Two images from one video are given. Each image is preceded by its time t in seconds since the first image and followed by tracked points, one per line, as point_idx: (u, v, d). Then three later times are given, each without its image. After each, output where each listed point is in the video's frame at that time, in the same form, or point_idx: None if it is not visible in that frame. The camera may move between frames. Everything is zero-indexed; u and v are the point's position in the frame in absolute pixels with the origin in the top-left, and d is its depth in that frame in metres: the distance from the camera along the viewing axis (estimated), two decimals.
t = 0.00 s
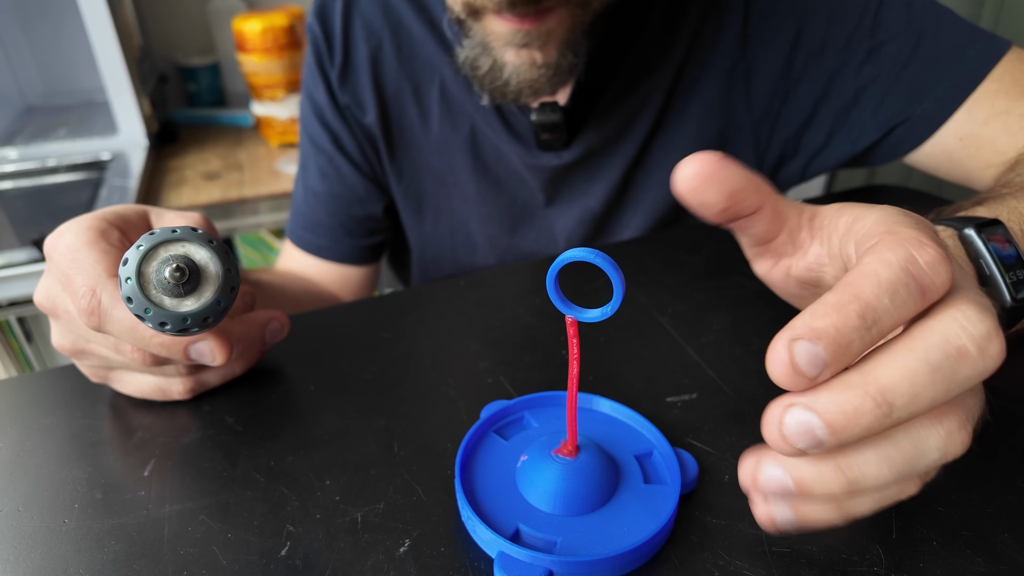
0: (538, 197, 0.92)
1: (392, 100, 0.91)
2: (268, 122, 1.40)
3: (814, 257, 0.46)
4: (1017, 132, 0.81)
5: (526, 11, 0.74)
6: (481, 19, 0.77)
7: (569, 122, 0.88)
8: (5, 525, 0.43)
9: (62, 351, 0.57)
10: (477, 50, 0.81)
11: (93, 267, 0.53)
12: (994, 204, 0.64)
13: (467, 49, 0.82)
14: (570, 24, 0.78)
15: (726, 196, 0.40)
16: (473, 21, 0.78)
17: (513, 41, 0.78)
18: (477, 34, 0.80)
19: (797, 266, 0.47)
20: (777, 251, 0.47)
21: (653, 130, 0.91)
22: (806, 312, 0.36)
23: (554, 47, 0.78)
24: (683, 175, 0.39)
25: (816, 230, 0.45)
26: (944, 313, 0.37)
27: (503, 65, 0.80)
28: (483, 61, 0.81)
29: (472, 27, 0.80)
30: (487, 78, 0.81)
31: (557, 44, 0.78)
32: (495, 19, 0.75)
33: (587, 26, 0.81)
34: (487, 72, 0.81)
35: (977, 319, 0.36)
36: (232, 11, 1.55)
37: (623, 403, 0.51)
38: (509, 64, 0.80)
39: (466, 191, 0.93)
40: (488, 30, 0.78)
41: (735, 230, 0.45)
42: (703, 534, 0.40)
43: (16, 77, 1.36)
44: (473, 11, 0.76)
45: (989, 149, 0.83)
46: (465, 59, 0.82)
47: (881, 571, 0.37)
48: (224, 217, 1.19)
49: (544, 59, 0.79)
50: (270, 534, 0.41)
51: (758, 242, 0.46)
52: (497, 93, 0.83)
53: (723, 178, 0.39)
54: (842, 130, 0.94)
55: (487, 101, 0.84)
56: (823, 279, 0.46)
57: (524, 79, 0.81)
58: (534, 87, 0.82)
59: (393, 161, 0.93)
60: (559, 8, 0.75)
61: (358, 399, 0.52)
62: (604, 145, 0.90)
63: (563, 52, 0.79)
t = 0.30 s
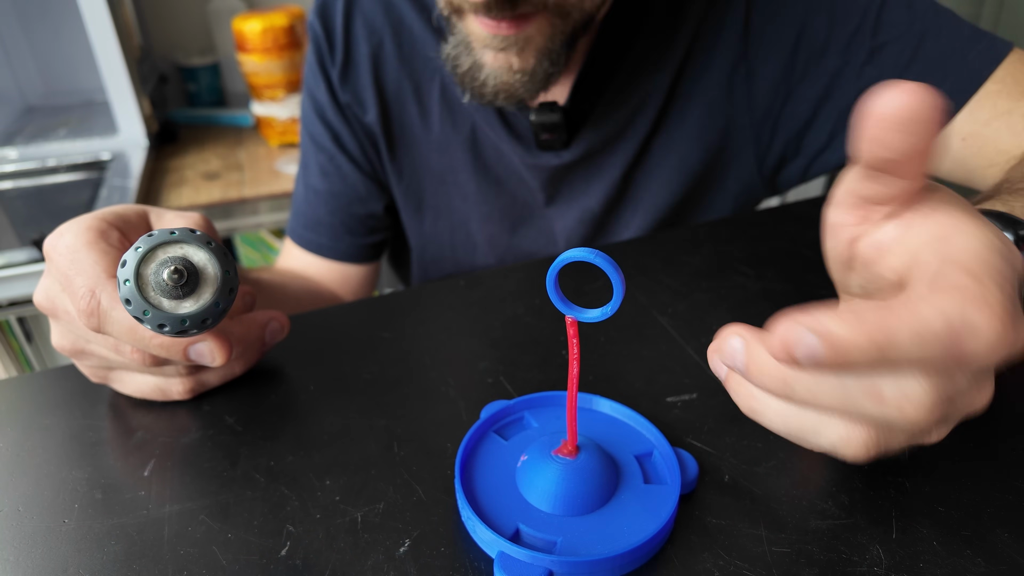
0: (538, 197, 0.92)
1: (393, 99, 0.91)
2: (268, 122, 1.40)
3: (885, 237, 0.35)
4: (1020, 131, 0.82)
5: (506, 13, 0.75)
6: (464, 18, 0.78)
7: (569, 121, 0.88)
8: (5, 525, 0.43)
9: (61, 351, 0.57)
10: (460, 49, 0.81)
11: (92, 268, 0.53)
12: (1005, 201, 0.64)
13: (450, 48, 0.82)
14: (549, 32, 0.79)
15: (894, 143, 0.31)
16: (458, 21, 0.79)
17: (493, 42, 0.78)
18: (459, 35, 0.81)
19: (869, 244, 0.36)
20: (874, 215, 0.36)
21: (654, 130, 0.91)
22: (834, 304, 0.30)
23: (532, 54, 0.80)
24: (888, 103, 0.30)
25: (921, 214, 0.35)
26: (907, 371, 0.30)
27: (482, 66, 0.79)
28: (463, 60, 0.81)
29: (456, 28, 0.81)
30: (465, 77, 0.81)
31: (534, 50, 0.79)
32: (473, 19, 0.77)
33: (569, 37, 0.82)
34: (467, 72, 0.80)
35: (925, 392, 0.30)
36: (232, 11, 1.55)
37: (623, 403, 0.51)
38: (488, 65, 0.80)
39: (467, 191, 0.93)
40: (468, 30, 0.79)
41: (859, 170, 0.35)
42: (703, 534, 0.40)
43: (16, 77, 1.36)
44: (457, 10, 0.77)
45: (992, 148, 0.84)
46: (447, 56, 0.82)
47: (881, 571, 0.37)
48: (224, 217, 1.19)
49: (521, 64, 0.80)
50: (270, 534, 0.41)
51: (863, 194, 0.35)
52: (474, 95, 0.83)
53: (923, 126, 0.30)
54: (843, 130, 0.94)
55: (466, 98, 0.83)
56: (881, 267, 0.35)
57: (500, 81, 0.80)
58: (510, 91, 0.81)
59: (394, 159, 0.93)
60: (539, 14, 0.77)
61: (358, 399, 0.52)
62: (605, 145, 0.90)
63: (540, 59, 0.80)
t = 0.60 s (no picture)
0: (538, 198, 0.92)
1: (393, 100, 0.91)
2: (268, 122, 1.40)
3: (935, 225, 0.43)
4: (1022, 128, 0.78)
5: (533, 12, 0.75)
6: (487, 24, 0.78)
7: (569, 121, 0.88)
8: (6, 525, 0.43)
9: (62, 351, 0.57)
10: (485, 55, 0.81)
11: (92, 267, 0.53)
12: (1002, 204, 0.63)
13: (474, 54, 0.82)
14: (576, 30, 0.78)
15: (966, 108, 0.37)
16: (480, 28, 0.79)
17: (520, 42, 0.78)
18: (483, 41, 0.80)
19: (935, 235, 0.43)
20: (938, 183, 0.43)
21: (655, 130, 0.91)
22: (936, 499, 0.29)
23: (560, 50, 0.78)
24: (992, 48, 0.35)
25: (988, 210, 0.40)
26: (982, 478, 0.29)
27: (511, 68, 0.80)
28: (490, 65, 0.81)
29: (478, 35, 0.81)
30: (496, 84, 0.81)
31: (563, 47, 0.78)
32: (501, 21, 0.76)
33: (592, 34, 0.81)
34: (495, 77, 0.81)
35: None
36: (232, 11, 1.55)
37: (623, 403, 0.51)
38: (517, 66, 0.80)
39: (468, 192, 0.93)
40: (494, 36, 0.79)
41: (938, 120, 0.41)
42: (702, 534, 0.40)
43: (16, 77, 1.36)
44: (481, 17, 0.77)
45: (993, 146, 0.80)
46: (472, 65, 0.82)
47: (881, 571, 0.37)
48: (224, 217, 1.19)
49: (550, 59, 0.79)
50: (270, 534, 0.41)
51: (931, 157, 0.43)
52: (504, 98, 0.83)
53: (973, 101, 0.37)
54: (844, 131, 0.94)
55: (494, 106, 0.85)
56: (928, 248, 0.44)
57: (530, 81, 0.80)
58: (541, 90, 0.81)
59: (394, 160, 0.93)
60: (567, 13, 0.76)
61: (358, 399, 0.52)
62: (606, 146, 0.90)
63: (568, 56, 0.79)
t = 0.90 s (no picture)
0: (538, 198, 0.92)
1: (393, 103, 0.91)
2: (268, 122, 1.40)
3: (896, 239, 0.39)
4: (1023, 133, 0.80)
5: None
6: None
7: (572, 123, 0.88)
8: (5, 525, 0.43)
9: (62, 350, 0.57)
10: (477, 20, 0.82)
11: (93, 267, 0.53)
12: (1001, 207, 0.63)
13: (466, 19, 0.83)
14: None
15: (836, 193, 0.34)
16: None
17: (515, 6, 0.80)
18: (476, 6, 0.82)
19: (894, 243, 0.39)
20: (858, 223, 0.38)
21: (657, 131, 0.91)
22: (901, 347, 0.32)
23: (556, 14, 0.81)
24: (796, 184, 0.31)
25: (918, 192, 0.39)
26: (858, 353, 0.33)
27: (505, 32, 0.82)
28: (481, 30, 0.82)
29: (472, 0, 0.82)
30: (485, 50, 0.82)
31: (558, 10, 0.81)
32: None
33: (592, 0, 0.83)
34: (487, 41, 0.82)
35: None
36: (232, 11, 1.55)
37: (623, 403, 0.51)
38: (510, 31, 0.82)
39: (468, 193, 0.93)
40: None
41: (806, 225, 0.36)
42: (702, 534, 0.40)
43: (16, 77, 1.36)
44: None
45: (994, 149, 0.83)
46: (463, 30, 0.83)
47: (881, 571, 0.37)
48: (225, 217, 1.19)
49: (546, 24, 0.81)
50: (270, 534, 0.41)
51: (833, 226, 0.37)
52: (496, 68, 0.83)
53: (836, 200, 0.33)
54: (845, 132, 0.94)
55: (480, 78, 0.85)
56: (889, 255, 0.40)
57: (525, 48, 0.82)
58: (535, 58, 0.83)
59: (394, 164, 0.92)
60: None
61: (358, 399, 0.52)
62: (607, 148, 0.90)
63: (563, 19, 0.81)
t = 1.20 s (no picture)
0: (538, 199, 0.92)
1: (396, 103, 0.91)
2: (268, 122, 1.40)
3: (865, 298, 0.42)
4: None
5: None
6: None
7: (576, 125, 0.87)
8: (5, 525, 0.43)
9: (62, 351, 0.57)
10: (485, 34, 0.83)
11: (93, 267, 0.53)
12: (1001, 207, 0.63)
13: (474, 33, 0.83)
14: (582, 9, 0.81)
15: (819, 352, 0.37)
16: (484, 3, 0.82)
17: (525, 23, 0.81)
18: (484, 19, 0.83)
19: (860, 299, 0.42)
20: (846, 266, 0.42)
21: (659, 133, 0.91)
22: (856, 405, 0.34)
23: (567, 33, 0.82)
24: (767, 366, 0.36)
25: (890, 264, 0.41)
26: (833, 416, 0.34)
27: (515, 49, 0.83)
28: (491, 46, 0.82)
29: (481, 12, 0.83)
30: (495, 65, 0.83)
31: (569, 29, 0.81)
32: None
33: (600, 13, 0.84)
34: (497, 57, 0.82)
35: (1009, 470, 0.33)
36: (232, 11, 1.55)
37: (623, 403, 0.50)
38: (520, 48, 0.83)
39: (469, 194, 0.93)
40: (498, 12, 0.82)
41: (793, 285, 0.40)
42: (702, 534, 0.40)
43: (16, 77, 1.36)
44: None
45: (995, 150, 0.83)
46: (471, 44, 0.83)
47: (881, 571, 0.37)
48: (225, 217, 1.19)
49: (556, 44, 0.82)
50: (270, 534, 0.41)
51: (815, 269, 0.41)
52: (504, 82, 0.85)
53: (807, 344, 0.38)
54: (847, 133, 0.94)
55: (491, 92, 0.85)
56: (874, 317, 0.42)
57: (534, 66, 0.83)
58: (544, 74, 0.85)
59: (396, 164, 0.92)
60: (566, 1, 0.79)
61: (358, 399, 0.52)
62: (609, 150, 0.90)
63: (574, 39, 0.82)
